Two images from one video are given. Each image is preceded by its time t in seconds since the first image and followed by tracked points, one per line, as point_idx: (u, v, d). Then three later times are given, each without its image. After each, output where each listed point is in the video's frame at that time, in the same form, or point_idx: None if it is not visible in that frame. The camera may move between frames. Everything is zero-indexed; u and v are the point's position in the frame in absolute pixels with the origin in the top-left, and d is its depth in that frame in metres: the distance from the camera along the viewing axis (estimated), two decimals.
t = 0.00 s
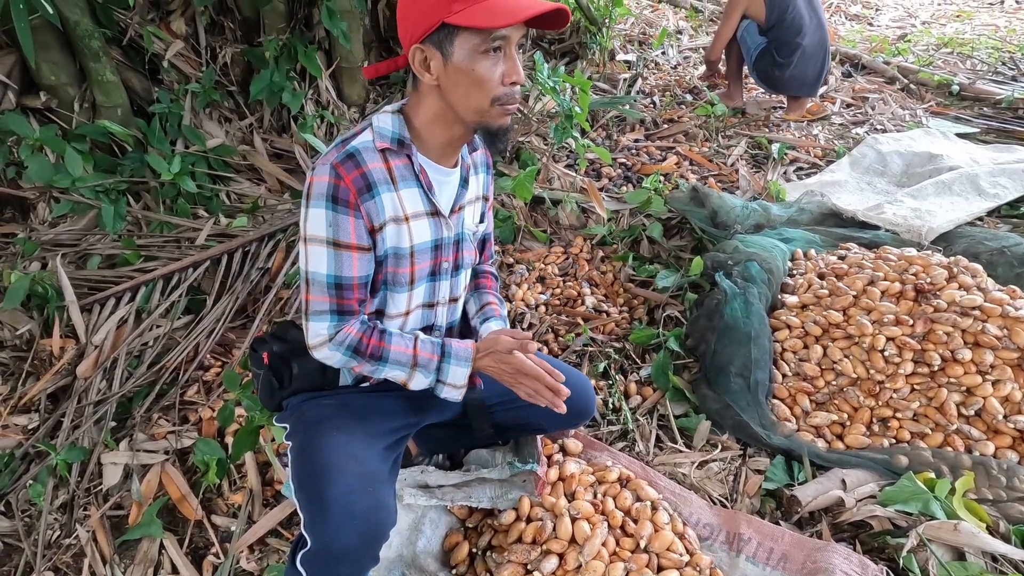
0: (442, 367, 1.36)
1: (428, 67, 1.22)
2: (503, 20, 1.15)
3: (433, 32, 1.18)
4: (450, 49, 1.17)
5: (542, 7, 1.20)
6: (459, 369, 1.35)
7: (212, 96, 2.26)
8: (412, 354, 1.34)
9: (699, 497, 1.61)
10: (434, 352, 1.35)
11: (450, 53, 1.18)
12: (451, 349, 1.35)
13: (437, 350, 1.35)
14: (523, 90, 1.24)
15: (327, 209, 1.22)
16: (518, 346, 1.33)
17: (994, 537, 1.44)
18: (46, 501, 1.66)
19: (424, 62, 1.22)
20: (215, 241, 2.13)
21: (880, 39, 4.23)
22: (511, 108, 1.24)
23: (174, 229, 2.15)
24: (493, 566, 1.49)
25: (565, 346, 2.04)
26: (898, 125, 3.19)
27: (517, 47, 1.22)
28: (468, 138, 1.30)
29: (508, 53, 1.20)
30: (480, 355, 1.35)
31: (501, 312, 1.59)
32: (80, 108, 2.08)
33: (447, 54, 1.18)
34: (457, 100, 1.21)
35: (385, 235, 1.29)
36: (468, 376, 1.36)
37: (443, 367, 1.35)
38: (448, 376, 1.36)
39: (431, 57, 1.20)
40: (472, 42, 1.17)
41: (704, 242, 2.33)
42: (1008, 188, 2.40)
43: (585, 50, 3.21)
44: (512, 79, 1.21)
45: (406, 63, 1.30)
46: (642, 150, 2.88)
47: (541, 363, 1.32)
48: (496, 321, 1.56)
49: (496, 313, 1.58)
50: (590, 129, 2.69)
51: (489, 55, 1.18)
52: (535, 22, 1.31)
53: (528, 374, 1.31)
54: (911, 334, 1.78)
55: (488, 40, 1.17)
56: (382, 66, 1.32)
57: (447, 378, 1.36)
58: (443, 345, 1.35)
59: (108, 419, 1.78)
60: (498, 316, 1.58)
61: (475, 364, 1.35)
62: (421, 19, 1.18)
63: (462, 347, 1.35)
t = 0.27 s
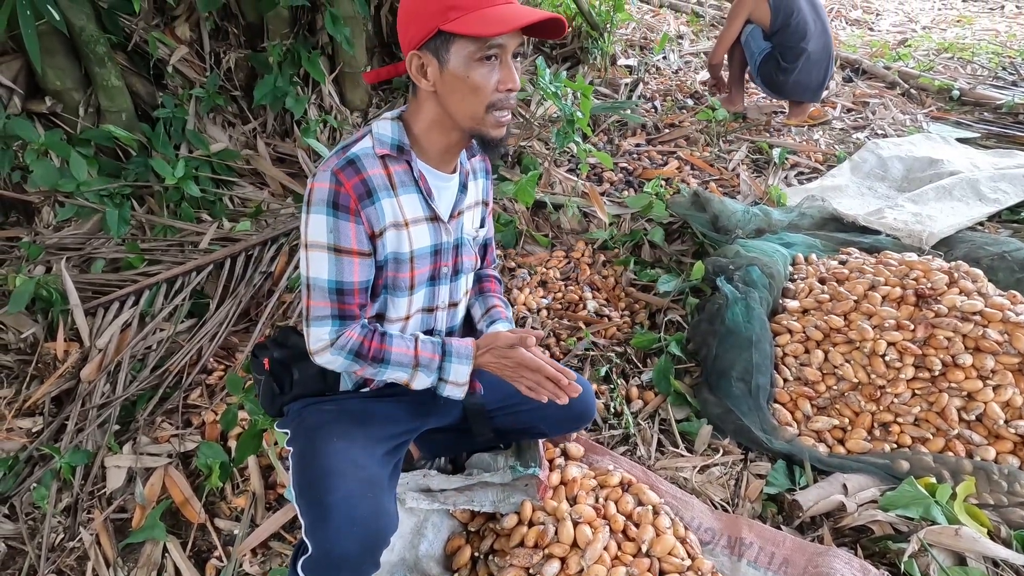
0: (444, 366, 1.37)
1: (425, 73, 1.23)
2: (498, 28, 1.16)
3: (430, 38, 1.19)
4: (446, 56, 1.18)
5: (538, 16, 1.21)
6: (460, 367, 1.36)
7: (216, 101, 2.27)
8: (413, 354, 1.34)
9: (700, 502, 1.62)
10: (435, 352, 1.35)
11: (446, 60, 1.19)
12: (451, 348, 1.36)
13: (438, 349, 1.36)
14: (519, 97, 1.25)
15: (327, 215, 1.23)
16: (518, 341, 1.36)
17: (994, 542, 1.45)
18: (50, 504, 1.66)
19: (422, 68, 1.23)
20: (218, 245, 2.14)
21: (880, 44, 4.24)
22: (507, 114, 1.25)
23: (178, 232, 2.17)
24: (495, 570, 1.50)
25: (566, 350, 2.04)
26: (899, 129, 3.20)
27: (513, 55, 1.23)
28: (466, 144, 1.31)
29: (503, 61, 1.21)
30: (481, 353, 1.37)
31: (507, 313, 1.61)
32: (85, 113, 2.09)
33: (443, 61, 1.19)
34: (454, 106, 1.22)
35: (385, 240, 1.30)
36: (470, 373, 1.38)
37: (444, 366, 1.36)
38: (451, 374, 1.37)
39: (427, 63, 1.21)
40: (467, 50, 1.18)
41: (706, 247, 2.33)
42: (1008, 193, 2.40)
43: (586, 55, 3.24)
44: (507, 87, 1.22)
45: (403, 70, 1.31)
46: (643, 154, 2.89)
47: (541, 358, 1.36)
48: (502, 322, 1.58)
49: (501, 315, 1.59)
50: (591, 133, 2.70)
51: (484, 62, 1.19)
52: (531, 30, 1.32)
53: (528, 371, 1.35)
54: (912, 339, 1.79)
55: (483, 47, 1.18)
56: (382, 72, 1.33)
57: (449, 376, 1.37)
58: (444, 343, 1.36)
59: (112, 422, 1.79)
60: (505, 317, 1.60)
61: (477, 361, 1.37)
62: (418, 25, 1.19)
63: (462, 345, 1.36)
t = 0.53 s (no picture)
0: (426, 365, 1.30)
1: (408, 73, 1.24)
2: (472, 27, 1.15)
3: (409, 38, 1.21)
4: (425, 55, 1.19)
5: (518, 15, 1.20)
6: (444, 365, 1.29)
7: (217, 104, 2.28)
8: (394, 353, 1.31)
9: (700, 505, 1.62)
10: (417, 349, 1.31)
11: (425, 60, 1.20)
12: (434, 345, 1.29)
13: (419, 347, 1.31)
14: (501, 98, 1.24)
15: (310, 216, 1.25)
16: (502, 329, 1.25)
17: (994, 545, 1.45)
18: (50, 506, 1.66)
19: (404, 68, 1.25)
20: (219, 248, 2.14)
21: (879, 48, 4.25)
22: (488, 114, 1.24)
23: (179, 235, 2.17)
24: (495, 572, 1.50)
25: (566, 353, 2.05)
26: (898, 133, 3.20)
27: (494, 56, 1.23)
28: (451, 145, 1.30)
29: (482, 61, 1.21)
30: (463, 352, 1.27)
31: (518, 300, 1.54)
32: (87, 116, 2.10)
33: (423, 61, 1.20)
34: (435, 107, 1.23)
35: (372, 241, 1.31)
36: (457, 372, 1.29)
37: (427, 364, 1.30)
38: (435, 374, 1.30)
39: (407, 63, 1.23)
40: (445, 50, 1.18)
41: (705, 250, 2.34)
42: (1008, 196, 2.40)
43: (586, 58, 3.25)
44: (484, 86, 1.21)
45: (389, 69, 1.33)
46: (643, 157, 2.89)
47: (513, 357, 1.21)
48: (513, 309, 1.52)
49: (513, 303, 1.53)
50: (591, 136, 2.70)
51: (462, 61, 1.19)
52: (517, 29, 1.32)
53: (545, 347, 1.37)
54: (911, 341, 1.79)
55: (461, 47, 1.18)
56: (371, 72, 1.35)
57: (434, 376, 1.30)
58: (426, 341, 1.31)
59: (112, 424, 1.79)
60: (516, 303, 1.54)
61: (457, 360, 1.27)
62: (398, 26, 1.21)
63: (445, 342, 1.29)
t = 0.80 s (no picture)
0: (395, 363, 1.20)
1: (406, 78, 1.25)
2: (476, 35, 1.16)
3: (410, 44, 1.21)
4: (426, 61, 1.20)
5: (519, 20, 1.21)
6: (411, 362, 1.17)
7: (218, 108, 2.28)
8: (367, 353, 1.22)
9: (701, 509, 1.62)
10: (388, 347, 1.21)
11: (427, 66, 1.20)
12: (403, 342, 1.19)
13: (393, 345, 1.21)
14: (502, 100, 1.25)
15: (302, 218, 1.26)
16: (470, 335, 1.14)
17: (995, 549, 1.45)
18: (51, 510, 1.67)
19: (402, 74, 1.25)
20: (220, 252, 2.14)
21: (879, 52, 4.26)
22: (489, 117, 1.25)
23: (180, 239, 2.17)
24: None
25: (567, 357, 2.05)
26: (898, 137, 3.21)
27: (494, 58, 1.24)
28: (450, 147, 1.31)
29: (484, 65, 1.22)
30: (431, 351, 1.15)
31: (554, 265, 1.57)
32: (89, 120, 2.11)
33: (423, 66, 1.20)
34: (435, 111, 1.23)
35: (365, 243, 1.31)
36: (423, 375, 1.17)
37: (395, 362, 1.19)
38: (404, 376, 1.19)
39: (406, 67, 1.23)
40: (446, 55, 1.19)
41: (706, 254, 2.34)
42: (1007, 201, 2.41)
43: (586, 63, 3.26)
44: (486, 91, 1.22)
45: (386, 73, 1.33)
46: (643, 162, 2.90)
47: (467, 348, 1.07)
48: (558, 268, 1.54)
49: (553, 265, 1.57)
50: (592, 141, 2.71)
51: (464, 66, 1.20)
52: (513, 32, 1.33)
53: (621, 281, 1.45)
54: (912, 346, 1.79)
55: (463, 52, 1.19)
56: (367, 76, 1.36)
57: (401, 379, 1.18)
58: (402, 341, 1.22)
59: (113, 428, 1.79)
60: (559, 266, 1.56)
61: (425, 358, 1.16)
62: (398, 30, 1.21)
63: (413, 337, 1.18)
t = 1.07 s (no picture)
0: (409, 393, 1.22)
1: (412, 85, 1.24)
2: (483, 42, 1.16)
3: (415, 51, 1.20)
4: (432, 68, 1.20)
5: (526, 30, 1.22)
6: (425, 396, 1.19)
7: (219, 112, 2.28)
8: (378, 374, 1.23)
9: (702, 513, 1.61)
10: (398, 375, 1.22)
11: (433, 73, 1.20)
12: (415, 374, 1.20)
13: (404, 373, 1.22)
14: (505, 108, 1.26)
15: (308, 227, 1.25)
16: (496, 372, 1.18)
17: (998, 554, 1.44)
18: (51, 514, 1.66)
19: (407, 81, 1.24)
20: (221, 255, 2.14)
21: (879, 55, 4.27)
22: (493, 125, 1.25)
23: (181, 242, 2.17)
24: None
25: (567, 360, 2.05)
26: (898, 140, 3.21)
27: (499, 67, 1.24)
28: (453, 153, 1.31)
29: (489, 73, 1.22)
30: (444, 385, 1.17)
31: (552, 275, 1.59)
32: (90, 124, 2.11)
33: (429, 74, 1.20)
34: (440, 118, 1.23)
35: (371, 251, 1.31)
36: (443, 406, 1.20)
37: (408, 392, 1.21)
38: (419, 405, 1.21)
39: (412, 75, 1.23)
40: (453, 63, 1.19)
41: (706, 257, 2.34)
42: (1008, 204, 2.41)
43: (586, 66, 3.26)
44: (492, 98, 1.22)
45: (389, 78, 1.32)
46: (644, 165, 2.90)
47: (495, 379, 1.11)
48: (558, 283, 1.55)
49: (553, 279, 1.57)
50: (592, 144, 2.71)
51: (470, 74, 1.20)
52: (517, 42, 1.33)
53: (624, 303, 1.46)
54: (912, 349, 1.79)
55: (469, 61, 1.19)
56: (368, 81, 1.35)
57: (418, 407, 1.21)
58: (408, 367, 1.22)
59: (114, 432, 1.79)
60: (559, 278, 1.57)
61: (438, 388, 1.18)
62: (403, 39, 1.20)
63: (425, 371, 1.19)
